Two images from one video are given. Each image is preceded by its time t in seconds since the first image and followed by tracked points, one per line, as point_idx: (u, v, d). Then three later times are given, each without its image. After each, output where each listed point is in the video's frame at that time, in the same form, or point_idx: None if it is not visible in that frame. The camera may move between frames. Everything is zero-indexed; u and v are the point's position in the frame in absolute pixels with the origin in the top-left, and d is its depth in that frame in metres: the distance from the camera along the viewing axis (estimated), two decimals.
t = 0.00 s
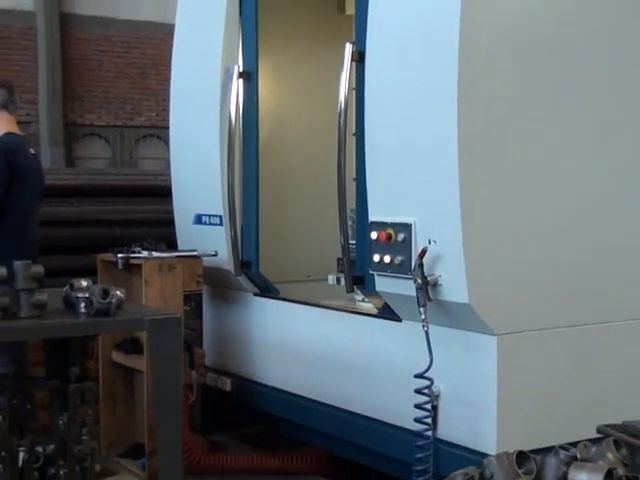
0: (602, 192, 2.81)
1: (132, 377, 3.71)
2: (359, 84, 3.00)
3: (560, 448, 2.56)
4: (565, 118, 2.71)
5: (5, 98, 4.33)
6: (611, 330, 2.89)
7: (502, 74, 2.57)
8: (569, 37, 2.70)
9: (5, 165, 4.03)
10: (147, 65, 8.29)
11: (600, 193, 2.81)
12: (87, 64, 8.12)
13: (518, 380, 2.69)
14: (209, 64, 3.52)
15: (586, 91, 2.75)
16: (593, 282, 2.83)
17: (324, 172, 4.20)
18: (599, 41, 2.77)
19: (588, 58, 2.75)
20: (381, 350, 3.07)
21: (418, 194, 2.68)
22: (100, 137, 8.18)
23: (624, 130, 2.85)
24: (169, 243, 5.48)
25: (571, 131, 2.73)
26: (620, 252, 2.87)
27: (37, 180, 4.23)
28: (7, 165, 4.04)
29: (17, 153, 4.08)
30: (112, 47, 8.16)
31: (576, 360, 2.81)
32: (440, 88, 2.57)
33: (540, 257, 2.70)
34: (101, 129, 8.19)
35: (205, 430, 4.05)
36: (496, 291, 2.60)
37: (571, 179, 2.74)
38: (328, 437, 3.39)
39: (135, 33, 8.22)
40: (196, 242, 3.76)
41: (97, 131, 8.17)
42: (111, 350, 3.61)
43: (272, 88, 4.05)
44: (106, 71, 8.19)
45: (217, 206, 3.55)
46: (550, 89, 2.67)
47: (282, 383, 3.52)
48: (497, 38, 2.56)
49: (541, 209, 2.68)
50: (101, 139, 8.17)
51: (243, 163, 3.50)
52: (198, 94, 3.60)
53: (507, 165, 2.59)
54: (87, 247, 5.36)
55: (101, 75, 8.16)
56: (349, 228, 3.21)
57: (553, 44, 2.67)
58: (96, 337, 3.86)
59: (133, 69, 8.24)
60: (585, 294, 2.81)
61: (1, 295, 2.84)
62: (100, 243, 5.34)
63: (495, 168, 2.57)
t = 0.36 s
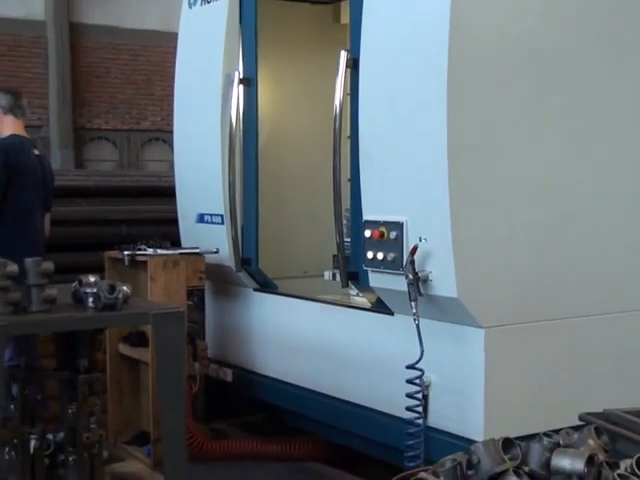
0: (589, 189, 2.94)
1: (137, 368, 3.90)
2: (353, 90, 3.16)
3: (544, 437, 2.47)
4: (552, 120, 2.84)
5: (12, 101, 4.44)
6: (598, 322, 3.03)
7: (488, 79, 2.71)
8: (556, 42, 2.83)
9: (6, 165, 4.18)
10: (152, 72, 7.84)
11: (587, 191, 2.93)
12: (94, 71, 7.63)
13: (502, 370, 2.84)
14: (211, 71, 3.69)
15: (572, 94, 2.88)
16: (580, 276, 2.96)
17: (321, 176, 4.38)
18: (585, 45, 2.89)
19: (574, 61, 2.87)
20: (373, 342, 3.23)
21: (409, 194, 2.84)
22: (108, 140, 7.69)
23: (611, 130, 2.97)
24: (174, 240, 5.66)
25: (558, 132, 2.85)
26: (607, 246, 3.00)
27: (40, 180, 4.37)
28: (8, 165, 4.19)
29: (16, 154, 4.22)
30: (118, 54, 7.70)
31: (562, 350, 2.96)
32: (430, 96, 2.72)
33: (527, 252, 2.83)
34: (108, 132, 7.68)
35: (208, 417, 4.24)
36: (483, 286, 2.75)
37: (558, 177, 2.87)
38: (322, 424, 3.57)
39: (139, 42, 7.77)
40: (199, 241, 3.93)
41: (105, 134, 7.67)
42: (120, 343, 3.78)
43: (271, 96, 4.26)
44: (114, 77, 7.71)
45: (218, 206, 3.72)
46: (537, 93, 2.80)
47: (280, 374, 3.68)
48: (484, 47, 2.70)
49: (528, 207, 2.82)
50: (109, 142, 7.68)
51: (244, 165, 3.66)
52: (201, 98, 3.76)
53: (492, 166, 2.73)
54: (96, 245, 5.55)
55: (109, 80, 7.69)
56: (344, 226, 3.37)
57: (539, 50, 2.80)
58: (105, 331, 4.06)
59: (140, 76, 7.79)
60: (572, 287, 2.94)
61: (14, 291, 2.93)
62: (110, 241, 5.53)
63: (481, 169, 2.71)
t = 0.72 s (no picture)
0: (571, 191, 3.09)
1: (141, 359, 4.09)
2: (346, 96, 3.32)
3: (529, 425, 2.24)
4: (536, 124, 2.99)
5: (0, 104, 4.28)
6: (579, 317, 3.18)
7: (475, 85, 2.84)
8: (538, 49, 2.98)
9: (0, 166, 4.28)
10: (156, 79, 8.83)
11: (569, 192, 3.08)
12: (99, 78, 8.64)
13: (488, 361, 2.98)
14: (211, 77, 3.86)
15: (555, 99, 3.02)
16: (562, 273, 3.10)
17: (315, 176, 4.57)
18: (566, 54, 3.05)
19: (555, 69, 3.03)
20: (366, 336, 3.39)
21: (398, 194, 2.97)
22: (114, 143, 8.72)
23: (590, 135, 3.13)
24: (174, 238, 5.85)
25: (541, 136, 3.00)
26: (587, 245, 3.16)
27: (21, 181, 4.21)
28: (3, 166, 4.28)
29: None
30: (122, 61, 8.69)
31: (545, 342, 3.10)
32: (418, 102, 2.85)
33: (513, 249, 2.97)
34: (114, 135, 8.72)
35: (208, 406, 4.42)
36: (470, 281, 2.88)
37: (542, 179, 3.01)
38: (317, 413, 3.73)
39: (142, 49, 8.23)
40: (200, 239, 4.09)
41: (111, 137, 8.70)
42: (124, 335, 3.96)
43: (268, 99, 4.43)
44: (119, 83, 8.71)
45: (218, 205, 3.88)
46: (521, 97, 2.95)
47: (277, 366, 3.85)
48: (470, 54, 2.83)
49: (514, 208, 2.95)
50: (115, 144, 8.71)
51: (242, 166, 3.82)
52: (201, 102, 3.92)
53: (479, 167, 2.86)
54: (100, 242, 5.73)
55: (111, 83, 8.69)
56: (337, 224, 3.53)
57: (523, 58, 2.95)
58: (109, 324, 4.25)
59: (144, 82, 8.79)
60: (555, 283, 3.09)
61: (23, 286, 3.00)
62: (111, 239, 5.72)
63: (468, 170, 2.84)
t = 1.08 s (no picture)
0: (554, 190, 3.22)
1: (141, 351, 4.26)
2: (339, 100, 3.46)
3: (512, 415, 2.32)
4: (520, 126, 3.12)
5: None
6: (563, 311, 3.31)
7: (462, 90, 2.98)
8: (522, 55, 3.12)
9: None
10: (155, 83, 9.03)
11: (552, 192, 3.22)
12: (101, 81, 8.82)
13: (475, 354, 3.11)
14: (209, 81, 3.99)
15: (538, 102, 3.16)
16: (546, 269, 3.23)
17: (310, 174, 4.71)
18: (549, 59, 3.18)
19: (539, 74, 3.16)
20: (357, 331, 3.52)
21: (389, 194, 3.10)
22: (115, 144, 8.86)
23: (574, 136, 3.27)
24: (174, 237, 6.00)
25: (525, 138, 3.14)
26: (571, 242, 3.29)
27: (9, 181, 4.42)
28: None
29: None
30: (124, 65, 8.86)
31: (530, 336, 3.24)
32: (406, 106, 2.98)
33: (498, 246, 3.10)
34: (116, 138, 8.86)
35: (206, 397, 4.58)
36: (456, 278, 3.01)
37: (526, 179, 3.15)
38: (310, 405, 3.87)
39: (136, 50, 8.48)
40: (199, 238, 4.22)
41: (113, 139, 8.85)
42: (126, 331, 4.10)
43: (264, 103, 4.55)
44: (120, 86, 8.90)
45: (216, 204, 4.02)
46: (506, 100, 3.08)
47: (273, 359, 3.98)
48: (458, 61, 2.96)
49: (499, 206, 3.09)
50: (116, 147, 8.86)
51: (239, 167, 3.95)
52: (200, 105, 4.06)
53: (465, 168, 3.00)
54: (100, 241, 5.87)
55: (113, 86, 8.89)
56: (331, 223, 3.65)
57: (508, 63, 3.08)
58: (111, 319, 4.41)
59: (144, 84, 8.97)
60: (538, 279, 3.22)
61: (27, 282, 3.05)
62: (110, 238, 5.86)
63: (455, 171, 2.97)
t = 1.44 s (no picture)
0: (544, 189, 3.23)
1: (133, 350, 4.29)
2: (332, 98, 3.46)
3: (503, 413, 2.32)
4: (513, 125, 3.13)
5: None
6: (554, 310, 3.32)
7: (456, 89, 2.98)
8: (516, 54, 3.13)
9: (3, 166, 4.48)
10: (148, 80, 9.65)
11: (543, 191, 3.22)
12: (94, 80, 9.39)
13: (467, 353, 3.11)
14: (202, 79, 3.99)
15: (531, 102, 3.17)
16: (536, 268, 3.24)
17: (302, 172, 4.72)
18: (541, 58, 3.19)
19: (531, 73, 3.17)
20: (349, 329, 3.53)
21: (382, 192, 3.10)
22: (107, 142, 9.45)
23: (566, 135, 3.27)
24: (165, 234, 6.02)
25: (518, 137, 3.14)
26: (563, 241, 3.30)
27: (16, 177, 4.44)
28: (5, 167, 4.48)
29: None
30: (118, 63, 9.44)
31: (522, 335, 3.24)
32: (399, 105, 2.98)
33: (490, 244, 3.11)
34: (107, 135, 9.44)
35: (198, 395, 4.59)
36: (449, 276, 3.02)
37: (517, 178, 3.15)
38: (302, 403, 3.87)
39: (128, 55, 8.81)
40: (192, 236, 4.22)
41: (104, 136, 9.42)
42: (118, 328, 4.12)
43: (257, 102, 4.56)
44: (113, 85, 9.50)
45: (208, 202, 4.02)
46: (499, 100, 3.09)
47: (265, 358, 3.98)
48: (452, 60, 2.97)
49: (492, 205, 3.10)
50: (108, 144, 9.44)
51: (232, 164, 3.95)
52: (193, 102, 4.06)
53: (458, 167, 3.00)
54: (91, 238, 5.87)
55: (105, 84, 9.47)
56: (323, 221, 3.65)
57: (500, 62, 3.09)
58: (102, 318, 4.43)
59: (137, 82, 9.60)
60: (529, 278, 3.23)
61: (19, 280, 3.04)
62: (102, 234, 5.86)
63: (448, 170, 2.98)
